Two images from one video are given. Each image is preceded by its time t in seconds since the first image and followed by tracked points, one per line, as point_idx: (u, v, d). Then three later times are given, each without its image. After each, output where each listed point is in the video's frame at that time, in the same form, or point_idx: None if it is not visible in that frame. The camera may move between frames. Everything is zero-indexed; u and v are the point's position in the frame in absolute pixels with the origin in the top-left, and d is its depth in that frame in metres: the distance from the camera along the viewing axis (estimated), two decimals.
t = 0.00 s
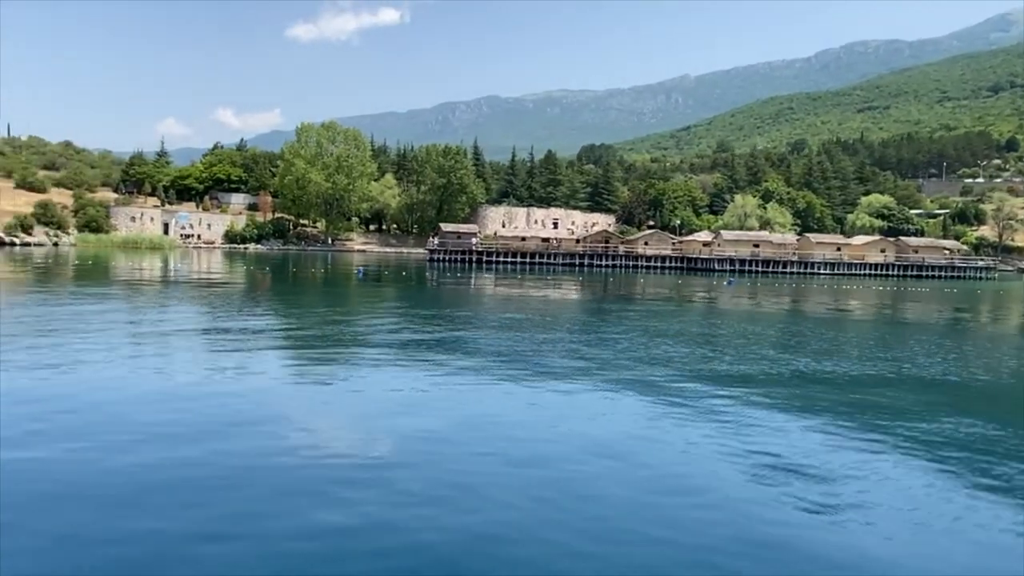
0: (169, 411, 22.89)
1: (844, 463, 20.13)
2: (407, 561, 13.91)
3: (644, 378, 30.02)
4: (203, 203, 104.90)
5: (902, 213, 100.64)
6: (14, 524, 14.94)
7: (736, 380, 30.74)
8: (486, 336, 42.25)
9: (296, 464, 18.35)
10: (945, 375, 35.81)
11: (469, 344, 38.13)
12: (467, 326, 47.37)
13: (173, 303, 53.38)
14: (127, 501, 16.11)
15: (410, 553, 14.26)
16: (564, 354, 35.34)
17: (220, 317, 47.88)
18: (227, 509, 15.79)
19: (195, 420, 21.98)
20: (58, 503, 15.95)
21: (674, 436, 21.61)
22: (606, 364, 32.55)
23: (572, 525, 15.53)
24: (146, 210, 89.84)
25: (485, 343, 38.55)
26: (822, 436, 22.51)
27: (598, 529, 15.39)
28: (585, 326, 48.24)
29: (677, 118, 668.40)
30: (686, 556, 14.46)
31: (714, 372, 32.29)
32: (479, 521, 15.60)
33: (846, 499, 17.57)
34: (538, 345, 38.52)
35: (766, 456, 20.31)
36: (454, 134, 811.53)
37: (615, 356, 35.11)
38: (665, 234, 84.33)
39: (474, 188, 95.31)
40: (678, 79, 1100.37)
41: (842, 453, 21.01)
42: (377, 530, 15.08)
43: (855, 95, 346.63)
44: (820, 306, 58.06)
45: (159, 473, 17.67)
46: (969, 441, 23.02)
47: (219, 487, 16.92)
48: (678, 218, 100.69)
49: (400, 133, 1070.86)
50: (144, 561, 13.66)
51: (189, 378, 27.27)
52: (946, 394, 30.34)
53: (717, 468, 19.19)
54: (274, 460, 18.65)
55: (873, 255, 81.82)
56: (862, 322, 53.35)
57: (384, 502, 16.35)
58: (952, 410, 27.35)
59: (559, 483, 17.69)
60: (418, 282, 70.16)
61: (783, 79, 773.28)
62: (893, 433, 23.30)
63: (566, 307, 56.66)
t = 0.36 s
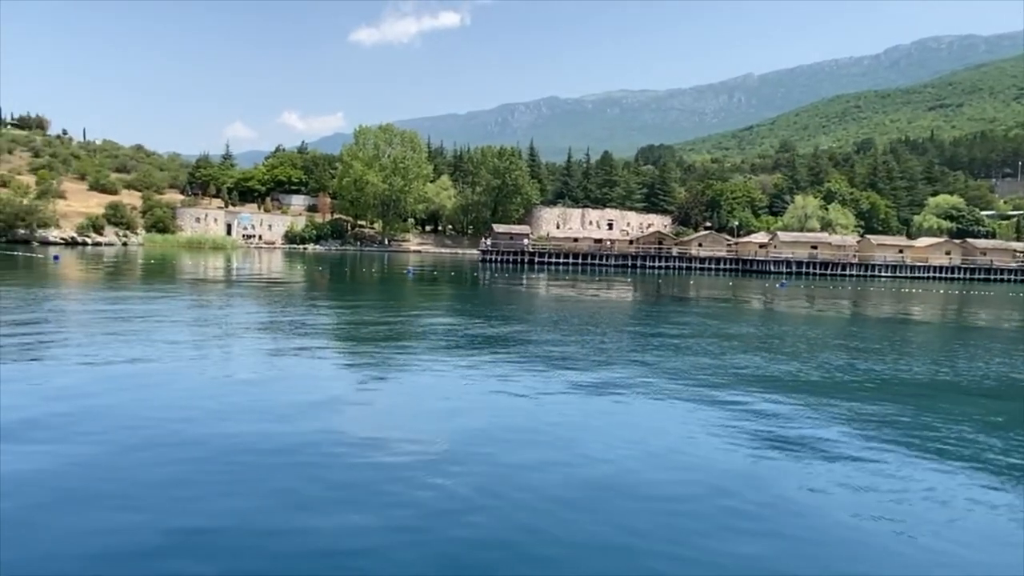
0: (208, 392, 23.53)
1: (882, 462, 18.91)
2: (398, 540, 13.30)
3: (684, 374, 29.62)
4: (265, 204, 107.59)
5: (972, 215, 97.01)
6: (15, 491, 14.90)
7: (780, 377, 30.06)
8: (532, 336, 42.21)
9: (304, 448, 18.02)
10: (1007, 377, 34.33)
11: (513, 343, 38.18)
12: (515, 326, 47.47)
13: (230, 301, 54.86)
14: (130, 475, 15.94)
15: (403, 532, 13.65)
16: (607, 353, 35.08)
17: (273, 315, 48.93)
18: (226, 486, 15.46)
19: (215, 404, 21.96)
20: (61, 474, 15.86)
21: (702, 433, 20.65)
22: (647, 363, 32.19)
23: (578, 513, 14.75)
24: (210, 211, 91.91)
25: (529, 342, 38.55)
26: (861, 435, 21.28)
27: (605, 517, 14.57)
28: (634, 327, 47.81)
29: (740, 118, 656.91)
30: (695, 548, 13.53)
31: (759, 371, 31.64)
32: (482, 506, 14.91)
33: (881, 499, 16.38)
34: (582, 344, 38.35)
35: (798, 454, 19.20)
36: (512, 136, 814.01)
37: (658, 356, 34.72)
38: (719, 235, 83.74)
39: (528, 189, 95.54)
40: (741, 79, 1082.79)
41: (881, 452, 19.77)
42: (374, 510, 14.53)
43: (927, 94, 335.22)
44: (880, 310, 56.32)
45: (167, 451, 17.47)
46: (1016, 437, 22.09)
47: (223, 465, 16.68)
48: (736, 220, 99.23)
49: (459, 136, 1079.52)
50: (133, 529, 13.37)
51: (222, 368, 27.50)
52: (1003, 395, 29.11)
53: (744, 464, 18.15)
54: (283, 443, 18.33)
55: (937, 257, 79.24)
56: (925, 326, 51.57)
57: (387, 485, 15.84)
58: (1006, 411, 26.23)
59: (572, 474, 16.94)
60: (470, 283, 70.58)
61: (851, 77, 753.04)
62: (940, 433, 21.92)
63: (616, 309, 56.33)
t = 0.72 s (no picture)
0: (256, 387, 24.29)
1: (928, 470, 18.12)
2: (414, 532, 13.33)
3: (731, 378, 29.20)
4: (327, 209, 110.06)
5: None
6: (52, 475, 15.44)
7: (832, 382, 29.31)
8: (583, 340, 42.19)
9: (333, 442, 18.25)
10: None
11: (561, 347, 38.21)
12: (567, 329, 47.50)
13: (291, 303, 56.31)
14: (161, 462, 16.35)
15: (419, 525, 13.66)
16: (656, 357, 34.79)
17: (330, 317, 50.10)
18: (253, 476, 15.73)
19: (253, 399, 22.42)
20: (98, 461, 16.38)
21: (738, 437, 20.17)
22: (694, 368, 31.82)
23: (594, 512, 14.53)
24: (275, 216, 94.34)
25: (579, 346, 38.54)
26: (908, 442, 20.47)
27: (627, 518, 14.30)
28: (689, 332, 47.25)
29: (808, 119, 641.61)
30: (716, 551, 13.15)
31: (810, 375, 30.93)
32: (501, 501, 14.83)
33: (921, 507, 15.67)
34: (631, 348, 38.13)
35: (837, 459, 18.55)
36: (574, 140, 813.07)
37: (708, 361, 34.29)
38: (779, 238, 82.23)
39: (586, 193, 95.43)
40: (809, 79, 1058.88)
41: (928, 460, 18.98)
42: (393, 503, 14.58)
43: (1008, 92, 321.87)
44: (948, 316, 54.45)
45: (207, 442, 17.99)
46: None
47: (253, 456, 16.97)
48: (800, 223, 97.36)
49: (521, 140, 1083.95)
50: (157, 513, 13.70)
51: (267, 367, 28.17)
52: None
53: (780, 468, 17.71)
54: (313, 437, 18.59)
55: (1010, 261, 76.03)
56: (996, 333, 49.56)
57: (409, 479, 15.90)
58: None
59: (598, 474, 16.70)
60: (526, 286, 70.81)
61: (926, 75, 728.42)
62: (994, 442, 20.94)
63: (671, 312, 55.85)
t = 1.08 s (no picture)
0: (301, 388, 24.97)
1: (963, 477, 17.55)
2: (429, 530, 13.54)
3: (776, 382, 28.79)
4: (385, 215, 111.95)
5: None
6: (95, 469, 16.16)
7: (883, 386, 28.62)
8: (632, 344, 42.08)
9: (360, 442, 18.62)
10: None
11: (608, 350, 38.18)
12: (617, 333, 47.38)
13: (347, 307, 57.59)
14: (193, 459, 16.94)
15: (433, 523, 13.85)
16: (703, 361, 34.46)
17: (383, 321, 51.07)
18: (279, 474, 16.15)
19: (291, 400, 23.02)
20: (137, 456, 17.07)
21: (768, 441, 19.83)
22: (740, 371, 31.44)
23: (615, 512, 14.60)
24: (334, 222, 96.44)
25: (626, 350, 38.43)
26: (947, 449, 19.84)
27: (642, 520, 14.23)
28: (742, 336, 46.62)
29: (877, 117, 623.50)
30: (730, 557, 12.97)
31: (861, 378, 30.26)
32: (517, 500, 14.97)
33: (953, 518, 15.14)
34: (679, 352, 37.87)
35: (871, 467, 18.08)
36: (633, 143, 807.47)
37: (756, 364, 33.83)
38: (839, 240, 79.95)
39: (641, 196, 94.93)
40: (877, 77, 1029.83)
41: (968, 467, 18.32)
42: (411, 502, 14.83)
43: None
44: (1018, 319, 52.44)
45: (246, 439, 18.62)
46: None
47: (281, 454, 17.47)
48: (863, 225, 95.05)
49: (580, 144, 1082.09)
50: (184, 508, 14.17)
51: (309, 369, 28.86)
52: None
53: (813, 472, 17.45)
54: (344, 437, 19.00)
55: None
56: None
57: (429, 479, 16.13)
58: None
59: (618, 475, 16.67)
60: (580, 290, 70.82)
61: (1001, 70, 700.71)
62: None
63: (725, 316, 55.20)
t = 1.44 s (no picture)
0: (342, 387, 25.78)
1: (993, 475, 17.29)
2: (445, 517, 14.05)
3: (817, 381, 28.52)
4: (437, 218, 113.21)
5: None
6: (139, 459, 17.12)
7: (928, 386, 28.09)
8: (677, 344, 41.99)
9: (390, 437, 19.16)
10: None
11: (651, 351, 38.21)
12: (664, 334, 47.25)
13: (396, 309, 58.71)
14: (231, 451, 17.72)
15: (450, 518, 13.97)
16: (745, 361, 34.26)
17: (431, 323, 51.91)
18: (308, 467, 16.71)
19: (326, 400, 23.52)
20: (177, 450, 17.81)
21: (801, 441, 19.44)
22: (782, 371, 31.20)
23: (630, 502, 14.88)
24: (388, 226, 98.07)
25: (669, 350, 38.38)
26: (982, 447, 19.51)
27: (660, 518, 14.09)
28: (791, 336, 46.04)
29: (944, 111, 603.41)
30: (742, 547, 13.08)
31: (906, 378, 29.73)
32: (535, 490, 15.37)
33: (975, 512, 15.01)
34: (723, 353, 37.69)
35: (897, 463, 17.94)
36: (690, 142, 798.13)
37: (800, 364, 33.48)
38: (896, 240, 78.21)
39: (693, 196, 94.07)
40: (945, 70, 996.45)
41: (1004, 466, 17.90)
42: (430, 497, 15.01)
43: None
44: None
45: (283, 432, 19.45)
46: None
47: (314, 447, 18.15)
48: (925, 222, 92.43)
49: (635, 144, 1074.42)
50: (216, 494, 14.90)
51: (350, 371, 29.46)
52: None
53: (837, 468, 17.40)
54: (374, 434, 19.50)
55: None
56: None
57: (452, 475, 16.27)
58: None
59: (641, 474, 16.56)
60: (629, 291, 70.60)
61: None
62: None
63: (776, 316, 54.51)
